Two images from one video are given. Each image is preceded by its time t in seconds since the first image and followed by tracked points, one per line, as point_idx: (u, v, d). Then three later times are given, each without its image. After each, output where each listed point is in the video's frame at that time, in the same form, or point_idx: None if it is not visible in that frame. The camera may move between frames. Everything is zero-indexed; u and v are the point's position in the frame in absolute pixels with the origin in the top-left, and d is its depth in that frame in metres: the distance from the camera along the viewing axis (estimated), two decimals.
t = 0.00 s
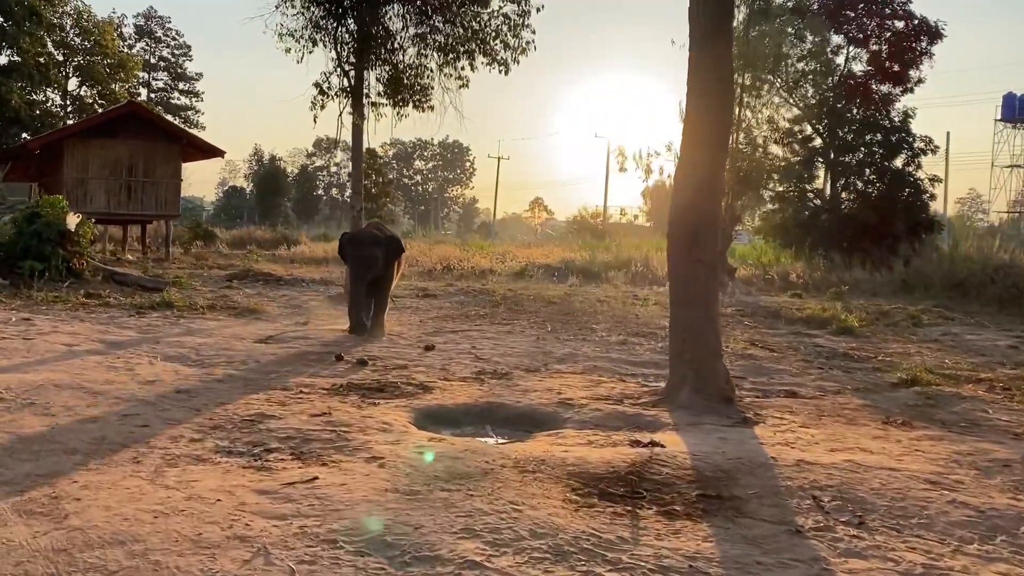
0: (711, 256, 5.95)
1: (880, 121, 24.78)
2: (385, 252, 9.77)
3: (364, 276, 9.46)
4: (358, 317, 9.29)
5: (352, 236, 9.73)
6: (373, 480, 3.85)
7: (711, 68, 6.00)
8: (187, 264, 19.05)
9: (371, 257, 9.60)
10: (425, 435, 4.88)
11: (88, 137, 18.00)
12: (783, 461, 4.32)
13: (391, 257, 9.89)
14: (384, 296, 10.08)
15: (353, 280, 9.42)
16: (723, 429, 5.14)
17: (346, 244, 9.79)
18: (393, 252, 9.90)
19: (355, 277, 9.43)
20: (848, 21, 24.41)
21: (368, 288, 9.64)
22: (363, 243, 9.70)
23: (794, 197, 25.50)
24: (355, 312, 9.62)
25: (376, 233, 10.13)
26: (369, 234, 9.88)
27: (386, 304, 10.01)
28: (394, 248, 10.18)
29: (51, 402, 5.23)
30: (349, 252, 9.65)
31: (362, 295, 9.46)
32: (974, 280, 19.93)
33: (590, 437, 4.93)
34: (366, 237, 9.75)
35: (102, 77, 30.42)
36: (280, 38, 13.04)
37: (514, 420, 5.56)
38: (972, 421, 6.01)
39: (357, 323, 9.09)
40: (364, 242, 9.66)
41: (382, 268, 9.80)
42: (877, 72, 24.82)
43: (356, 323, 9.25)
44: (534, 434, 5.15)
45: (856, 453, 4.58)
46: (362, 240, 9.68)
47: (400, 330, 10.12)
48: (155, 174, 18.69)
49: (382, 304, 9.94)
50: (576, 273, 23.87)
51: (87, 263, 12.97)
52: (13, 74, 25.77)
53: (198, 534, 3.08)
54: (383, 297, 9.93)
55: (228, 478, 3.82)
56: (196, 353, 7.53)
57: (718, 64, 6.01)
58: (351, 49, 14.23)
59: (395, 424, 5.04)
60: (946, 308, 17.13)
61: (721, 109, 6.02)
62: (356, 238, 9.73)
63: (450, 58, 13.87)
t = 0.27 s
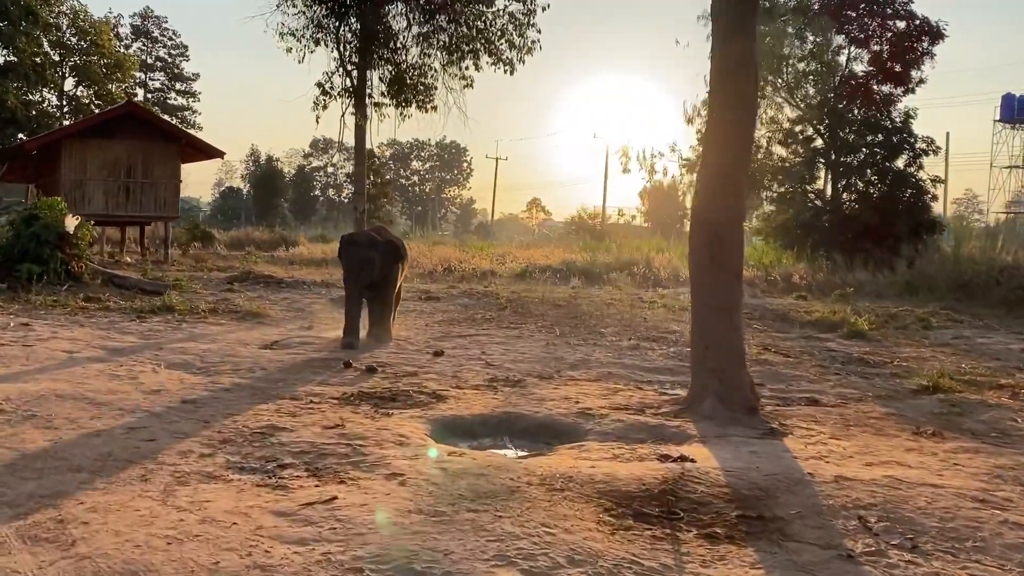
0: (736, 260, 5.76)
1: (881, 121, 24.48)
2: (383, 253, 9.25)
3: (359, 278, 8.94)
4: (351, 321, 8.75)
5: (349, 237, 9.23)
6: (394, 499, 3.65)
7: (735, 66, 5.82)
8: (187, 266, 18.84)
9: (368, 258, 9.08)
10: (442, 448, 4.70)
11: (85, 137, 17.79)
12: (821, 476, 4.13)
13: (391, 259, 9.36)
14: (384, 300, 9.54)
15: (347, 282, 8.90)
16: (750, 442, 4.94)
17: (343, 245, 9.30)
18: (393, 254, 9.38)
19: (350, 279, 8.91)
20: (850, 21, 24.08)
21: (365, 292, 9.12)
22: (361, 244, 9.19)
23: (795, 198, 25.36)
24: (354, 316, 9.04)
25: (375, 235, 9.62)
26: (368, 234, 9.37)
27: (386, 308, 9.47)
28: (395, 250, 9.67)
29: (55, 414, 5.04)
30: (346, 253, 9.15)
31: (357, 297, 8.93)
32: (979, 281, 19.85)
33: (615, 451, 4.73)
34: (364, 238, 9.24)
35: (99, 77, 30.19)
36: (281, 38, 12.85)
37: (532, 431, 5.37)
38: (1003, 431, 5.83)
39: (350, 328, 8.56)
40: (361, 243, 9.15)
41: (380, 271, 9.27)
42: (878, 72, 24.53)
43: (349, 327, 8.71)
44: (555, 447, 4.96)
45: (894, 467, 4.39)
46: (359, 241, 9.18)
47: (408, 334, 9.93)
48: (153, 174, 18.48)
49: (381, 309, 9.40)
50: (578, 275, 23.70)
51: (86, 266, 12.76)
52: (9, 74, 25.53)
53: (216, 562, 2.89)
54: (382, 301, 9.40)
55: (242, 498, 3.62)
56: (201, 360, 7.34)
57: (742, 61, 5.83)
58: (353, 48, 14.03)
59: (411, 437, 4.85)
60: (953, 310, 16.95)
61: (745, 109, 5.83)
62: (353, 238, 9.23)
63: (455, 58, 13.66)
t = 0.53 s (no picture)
0: (767, 261, 5.53)
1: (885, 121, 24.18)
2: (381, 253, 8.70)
3: (355, 279, 8.40)
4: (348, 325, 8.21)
5: (345, 237, 8.70)
6: (428, 513, 3.44)
7: (768, 57, 5.59)
8: (188, 266, 18.62)
9: (364, 258, 8.53)
10: (469, 456, 4.49)
11: (85, 136, 17.54)
12: (873, 487, 3.93)
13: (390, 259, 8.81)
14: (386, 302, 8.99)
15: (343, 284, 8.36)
16: (790, 450, 4.73)
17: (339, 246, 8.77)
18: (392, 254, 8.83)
19: (345, 281, 8.37)
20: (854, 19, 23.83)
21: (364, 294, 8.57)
22: (357, 244, 8.65)
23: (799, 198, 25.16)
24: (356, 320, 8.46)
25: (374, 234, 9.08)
26: (365, 233, 8.83)
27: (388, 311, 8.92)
28: (395, 249, 9.12)
29: (62, 421, 4.82)
30: (342, 254, 8.62)
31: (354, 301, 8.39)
32: (987, 281, 19.72)
33: (650, 460, 4.51)
34: (360, 237, 8.70)
35: (97, 77, 29.93)
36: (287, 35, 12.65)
37: (559, 438, 5.16)
38: None
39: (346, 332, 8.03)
40: (357, 242, 8.61)
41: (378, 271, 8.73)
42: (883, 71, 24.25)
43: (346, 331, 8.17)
44: (586, 455, 4.76)
45: (946, 477, 4.19)
46: (355, 240, 8.64)
47: (418, 336, 9.74)
48: (154, 173, 18.24)
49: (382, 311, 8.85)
50: (582, 275, 23.50)
51: (87, 266, 12.54)
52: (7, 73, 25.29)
53: None
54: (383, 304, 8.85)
55: (266, 512, 3.41)
56: (209, 363, 7.12)
57: (774, 53, 5.59)
58: (358, 45, 13.81)
59: (436, 444, 4.63)
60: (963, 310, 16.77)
61: (779, 100, 5.58)
62: (349, 238, 8.69)
63: (462, 55, 13.43)
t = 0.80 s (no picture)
0: (800, 264, 5.35)
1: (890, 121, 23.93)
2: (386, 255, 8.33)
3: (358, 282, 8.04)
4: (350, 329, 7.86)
5: (349, 238, 8.33)
6: (465, 534, 3.27)
7: (800, 55, 5.41)
8: (190, 268, 18.44)
9: (365, 261, 8.16)
10: (498, 469, 4.32)
11: (86, 136, 17.34)
12: (925, 503, 3.76)
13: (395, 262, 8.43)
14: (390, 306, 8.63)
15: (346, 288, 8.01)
16: (830, 461, 4.56)
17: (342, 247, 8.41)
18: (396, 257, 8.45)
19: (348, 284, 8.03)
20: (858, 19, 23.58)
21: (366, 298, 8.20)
22: (362, 246, 8.28)
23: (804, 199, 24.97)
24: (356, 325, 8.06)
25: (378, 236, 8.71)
26: (370, 234, 8.45)
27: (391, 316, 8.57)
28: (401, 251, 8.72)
29: (72, 432, 4.64)
30: (345, 255, 8.26)
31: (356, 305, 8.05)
32: (995, 282, 19.56)
33: (687, 473, 4.33)
34: (364, 238, 8.33)
35: (96, 77, 29.68)
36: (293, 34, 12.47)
37: (587, 449, 4.98)
38: None
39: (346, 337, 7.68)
40: (362, 243, 8.24)
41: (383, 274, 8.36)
42: (887, 71, 24.00)
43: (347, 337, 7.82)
44: (618, 467, 4.58)
45: (997, 491, 4.02)
46: (359, 241, 8.27)
47: (429, 340, 9.56)
48: (156, 174, 18.05)
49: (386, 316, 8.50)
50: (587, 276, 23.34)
51: (90, 268, 12.35)
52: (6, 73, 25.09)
53: None
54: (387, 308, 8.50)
55: (295, 533, 3.24)
56: (219, 369, 6.94)
57: (807, 49, 5.41)
58: (364, 44, 13.61)
59: (463, 456, 4.44)
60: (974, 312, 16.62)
61: (812, 99, 5.40)
62: (352, 239, 8.32)
63: (471, 53, 13.23)
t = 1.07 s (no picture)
0: (837, 260, 5.14)
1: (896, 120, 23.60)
2: (395, 253, 7.58)
3: (362, 284, 7.32)
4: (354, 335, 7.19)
5: (353, 234, 7.57)
6: (506, 547, 3.05)
7: (837, 41, 5.15)
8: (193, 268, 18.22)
9: (371, 259, 7.40)
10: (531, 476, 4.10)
11: (88, 134, 17.12)
12: (988, 512, 3.55)
13: (406, 259, 7.69)
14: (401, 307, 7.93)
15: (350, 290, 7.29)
16: (877, 467, 4.35)
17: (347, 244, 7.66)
18: (406, 254, 7.70)
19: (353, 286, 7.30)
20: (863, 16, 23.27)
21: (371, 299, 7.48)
22: (367, 242, 7.52)
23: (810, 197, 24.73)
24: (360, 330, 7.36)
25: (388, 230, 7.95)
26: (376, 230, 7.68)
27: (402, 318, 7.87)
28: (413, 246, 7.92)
29: (82, 437, 4.42)
30: (349, 253, 7.51)
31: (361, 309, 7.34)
32: (1006, 281, 19.35)
33: (729, 480, 4.12)
34: (371, 234, 7.57)
35: (96, 76, 29.45)
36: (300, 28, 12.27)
37: (620, 454, 4.77)
38: None
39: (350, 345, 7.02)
40: (368, 240, 7.48)
41: (392, 274, 7.63)
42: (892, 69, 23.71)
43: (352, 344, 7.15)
44: (655, 473, 4.37)
45: None
46: (364, 238, 7.51)
47: (442, 340, 9.35)
48: (159, 172, 17.83)
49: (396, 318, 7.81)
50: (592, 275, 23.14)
51: (93, 268, 12.14)
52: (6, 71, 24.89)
53: None
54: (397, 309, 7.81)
55: (325, 547, 3.02)
56: (230, 370, 6.72)
57: (845, 35, 5.15)
58: (371, 40, 13.40)
59: (492, 461, 4.23)
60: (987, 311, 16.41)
61: (849, 89, 5.16)
62: (358, 236, 7.56)
63: (480, 48, 13.02)
